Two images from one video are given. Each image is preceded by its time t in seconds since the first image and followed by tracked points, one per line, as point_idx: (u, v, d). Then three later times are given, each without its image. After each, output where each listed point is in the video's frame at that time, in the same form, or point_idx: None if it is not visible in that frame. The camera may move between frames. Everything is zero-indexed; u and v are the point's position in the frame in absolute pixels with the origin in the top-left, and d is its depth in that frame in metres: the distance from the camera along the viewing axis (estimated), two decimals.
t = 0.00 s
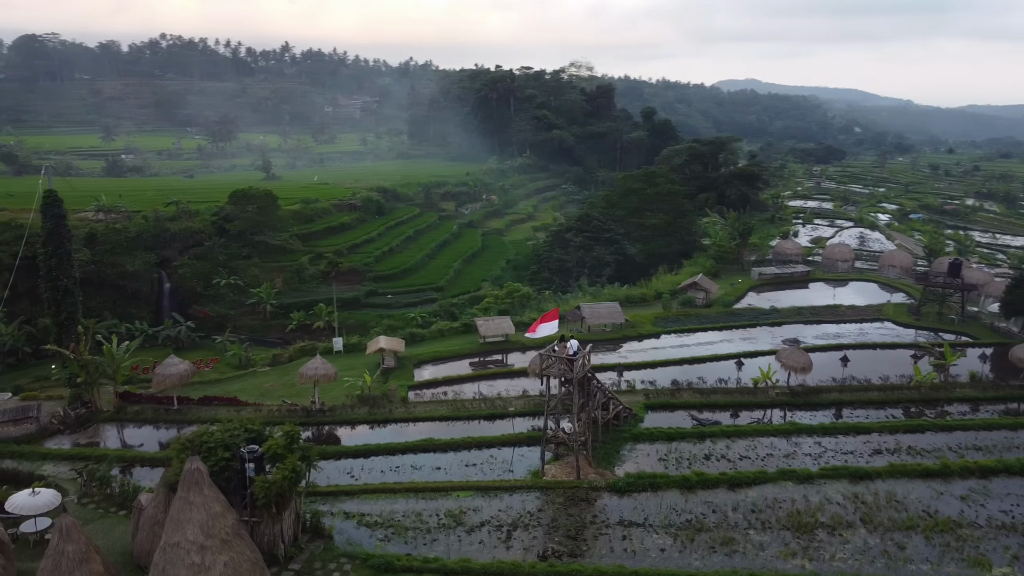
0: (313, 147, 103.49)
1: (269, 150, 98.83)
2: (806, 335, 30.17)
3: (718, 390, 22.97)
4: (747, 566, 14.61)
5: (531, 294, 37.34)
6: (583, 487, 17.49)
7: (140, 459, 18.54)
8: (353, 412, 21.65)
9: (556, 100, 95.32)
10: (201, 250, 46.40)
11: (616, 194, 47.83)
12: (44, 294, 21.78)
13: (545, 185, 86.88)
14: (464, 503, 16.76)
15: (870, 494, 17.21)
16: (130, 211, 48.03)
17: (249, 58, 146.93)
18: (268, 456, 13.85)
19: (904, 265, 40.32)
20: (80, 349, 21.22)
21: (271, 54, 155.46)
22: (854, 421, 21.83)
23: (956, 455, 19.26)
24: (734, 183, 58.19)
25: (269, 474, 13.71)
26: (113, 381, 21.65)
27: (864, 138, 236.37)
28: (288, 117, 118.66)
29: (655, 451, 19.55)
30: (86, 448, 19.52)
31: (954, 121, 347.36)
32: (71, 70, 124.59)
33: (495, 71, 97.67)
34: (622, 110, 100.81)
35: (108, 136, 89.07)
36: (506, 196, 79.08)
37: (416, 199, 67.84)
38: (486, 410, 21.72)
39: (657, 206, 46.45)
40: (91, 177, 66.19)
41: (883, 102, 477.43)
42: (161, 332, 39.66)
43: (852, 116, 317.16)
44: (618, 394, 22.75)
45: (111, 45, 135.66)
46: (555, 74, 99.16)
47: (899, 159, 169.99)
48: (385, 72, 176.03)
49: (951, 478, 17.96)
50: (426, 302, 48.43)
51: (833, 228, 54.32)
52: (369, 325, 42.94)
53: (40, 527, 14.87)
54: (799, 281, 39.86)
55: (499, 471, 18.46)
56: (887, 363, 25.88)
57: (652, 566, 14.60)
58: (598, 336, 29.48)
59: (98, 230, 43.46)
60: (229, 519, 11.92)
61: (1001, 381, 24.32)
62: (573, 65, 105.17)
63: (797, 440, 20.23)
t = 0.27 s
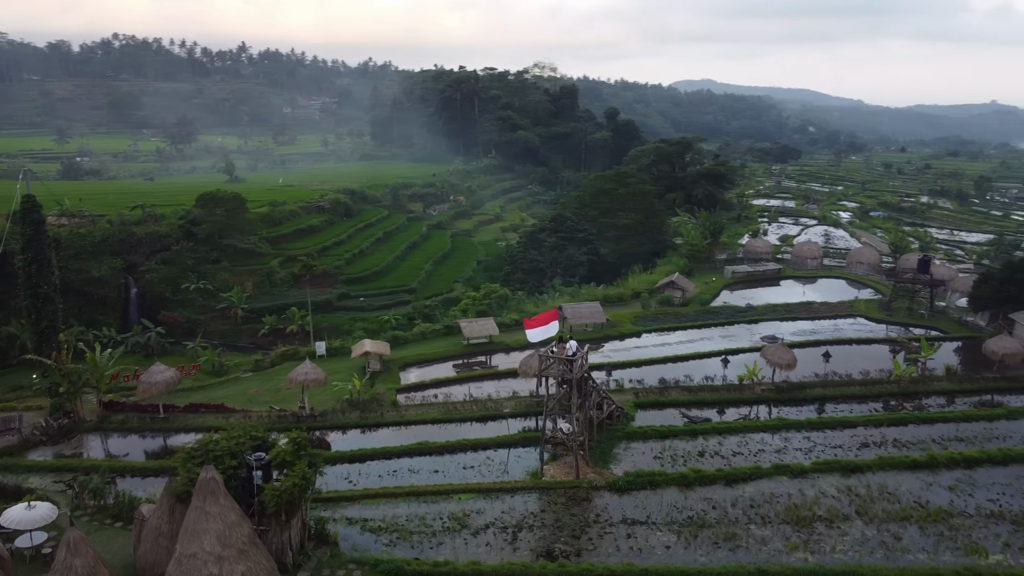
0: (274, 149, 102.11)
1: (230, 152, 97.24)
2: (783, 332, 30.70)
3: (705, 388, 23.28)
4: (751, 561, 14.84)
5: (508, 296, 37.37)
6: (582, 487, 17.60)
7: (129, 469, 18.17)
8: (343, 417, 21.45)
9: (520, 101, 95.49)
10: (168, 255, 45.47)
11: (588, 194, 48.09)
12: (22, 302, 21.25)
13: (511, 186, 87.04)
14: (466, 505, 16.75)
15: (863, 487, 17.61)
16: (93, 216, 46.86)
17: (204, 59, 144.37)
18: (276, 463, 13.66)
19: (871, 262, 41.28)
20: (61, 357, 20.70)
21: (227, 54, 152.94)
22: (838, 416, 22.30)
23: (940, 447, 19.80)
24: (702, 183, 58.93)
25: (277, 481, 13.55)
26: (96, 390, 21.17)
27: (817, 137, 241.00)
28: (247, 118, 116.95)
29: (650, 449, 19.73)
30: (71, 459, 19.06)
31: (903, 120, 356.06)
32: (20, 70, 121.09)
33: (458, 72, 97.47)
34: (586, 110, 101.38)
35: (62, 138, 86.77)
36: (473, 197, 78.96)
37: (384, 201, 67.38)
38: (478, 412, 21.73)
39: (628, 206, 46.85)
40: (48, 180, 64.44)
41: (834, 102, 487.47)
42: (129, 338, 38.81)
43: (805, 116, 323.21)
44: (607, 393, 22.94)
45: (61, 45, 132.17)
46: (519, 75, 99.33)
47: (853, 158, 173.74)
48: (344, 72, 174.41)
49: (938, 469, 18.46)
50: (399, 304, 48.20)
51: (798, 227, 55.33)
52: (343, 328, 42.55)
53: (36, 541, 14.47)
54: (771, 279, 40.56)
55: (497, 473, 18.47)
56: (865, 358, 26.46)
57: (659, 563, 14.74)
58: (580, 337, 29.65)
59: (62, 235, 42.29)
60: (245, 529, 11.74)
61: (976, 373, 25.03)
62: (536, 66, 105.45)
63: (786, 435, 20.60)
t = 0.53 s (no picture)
0: (229, 151, 100.30)
1: (184, 154, 95.20)
2: (758, 328, 31.30)
3: (690, 385, 23.63)
4: (755, 554, 15.10)
5: (483, 297, 37.35)
6: (582, 486, 17.71)
7: (119, 481, 17.73)
8: (333, 422, 21.24)
9: (479, 102, 95.44)
10: (130, 260, 44.38)
11: (557, 195, 48.32)
12: None
13: (473, 187, 87.00)
14: (469, 508, 16.74)
15: (854, 479, 18.07)
16: (51, 221, 45.46)
17: (153, 59, 141.03)
18: (285, 471, 13.47)
19: (835, 259, 42.34)
20: (39, 368, 20.07)
21: (176, 55, 149.65)
22: (821, 410, 22.82)
23: (922, 438, 20.40)
24: (665, 182, 59.65)
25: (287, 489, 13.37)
26: (76, 400, 20.56)
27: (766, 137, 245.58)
28: (200, 120, 114.68)
29: (643, 447, 19.95)
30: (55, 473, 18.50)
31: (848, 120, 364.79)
32: None
33: (417, 73, 97.00)
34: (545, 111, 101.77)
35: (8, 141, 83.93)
36: (435, 198, 78.66)
37: (347, 203, 66.73)
38: (469, 415, 21.78)
39: (597, 206, 47.18)
40: None
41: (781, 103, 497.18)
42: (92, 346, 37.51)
43: (754, 115, 329.16)
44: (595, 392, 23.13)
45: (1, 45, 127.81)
46: (478, 76, 99.26)
47: (803, 157, 177.50)
48: (296, 73, 172.04)
49: (923, 460, 19.02)
50: (369, 307, 47.84)
51: (760, 225, 56.38)
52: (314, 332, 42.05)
53: (32, 558, 14.00)
54: (739, 276, 41.29)
55: (495, 475, 18.49)
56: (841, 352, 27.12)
57: (666, 559, 14.92)
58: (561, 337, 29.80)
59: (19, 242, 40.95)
60: (264, 538, 11.56)
61: (948, 366, 25.85)
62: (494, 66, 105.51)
63: (774, 430, 21.01)
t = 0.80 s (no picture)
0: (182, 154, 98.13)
1: (135, 157, 92.85)
2: (733, 325, 31.81)
3: (676, 382, 23.92)
4: (759, 548, 15.36)
5: (457, 299, 37.26)
6: (581, 486, 17.80)
7: (109, 493, 17.29)
8: (323, 427, 20.99)
9: (438, 103, 95.02)
10: (90, 266, 42.80)
11: (526, 196, 48.37)
12: None
13: (435, 188, 86.66)
14: (471, 511, 16.72)
15: (844, 471, 18.50)
16: (5, 228, 43.95)
17: (98, 60, 137.18)
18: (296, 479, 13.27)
19: (800, 256, 43.28)
20: (18, 379, 19.32)
21: (122, 55, 145.77)
22: (803, 404, 23.30)
23: (904, 429, 20.97)
24: (629, 182, 60.22)
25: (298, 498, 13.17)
26: (57, 412, 19.90)
27: (717, 137, 249.33)
28: (150, 122, 111.98)
29: (636, 445, 20.12)
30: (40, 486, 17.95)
31: (794, 120, 372.43)
32: None
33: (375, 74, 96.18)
34: (504, 112, 101.80)
35: None
36: (397, 200, 78.12)
37: (309, 205, 65.86)
38: (460, 418, 21.79)
39: (565, 207, 47.42)
40: None
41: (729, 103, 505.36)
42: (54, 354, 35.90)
43: (705, 115, 334.04)
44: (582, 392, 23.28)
45: None
46: (437, 77, 98.85)
47: (754, 156, 180.56)
48: (247, 74, 169.07)
49: (907, 450, 19.56)
50: (338, 311, 47.34)
51: (723, 223, 57.27)
52: (284, 337, 41.45)
53: None
54: (708, 274, 41.92)
55: (494, 476, 18.49)
56: (818, 348, 27.71)
57: (672, 556, 15.08)
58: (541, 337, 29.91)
59: None
60: (284, 548, 11.37)
61: (920, 358, 26.60)
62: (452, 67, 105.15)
63: (761, 425, 21.39)
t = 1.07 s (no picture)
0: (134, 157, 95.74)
1: (85, 160, 90.22)
2: (709, 323, 32.28)
3: (661, 381, 24.21)
4: (761, 542, 15.63)
5: (432, 302, 37.09)
6: (580, 486, 17.90)
7: (100, 506, 16.87)
8: (314, 433, 20.72)
9: (398, 104, 94.41)
10: (49, 272, 39.05)
11: (495, 197, 48.39)
12: None
13: (397, 190, 86.13)
14: (475, 513, 16.70)
15: (835, 463, 18.94)
16: None
17: (41, 61, 132.91)
18: (308, 487, 13.13)
19: (766, 254, 44.12)
20: None
21: (66, 56, 141.52)
22: (785, 400, 23.77)
23: (887, 421, 21.55)
24: (594, 183, 60.65)
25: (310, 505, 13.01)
26: (39, 424, 19.32)
27: (671, 137, 252.23)
28: (98, 125, 108.98)
29: (629, 443, 20.31)
30: (26, 502, 17.41)
31: (744, 120, 378.66)
32: None
33: (333, 75, 95.14)
34: (463, 113, 101.61)
35: None
36: (359, 202, 77.38)
37: (271, 208, 64.85)
38: (452, 420, 21.75)
39: (535, 208, 47.57)
40: None
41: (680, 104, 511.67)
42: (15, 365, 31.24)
43: (657, 116, 338.08)
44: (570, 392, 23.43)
45: None
46: (395, 78, 98.20)
47: (708, 155, 183.03)
48: (197, 75, 165.55)
49: (892, 442, 20.10)
50: (307, 315, 46.75)
51: (686, 223, 58.05)
52: (254, 342, 40.77)
53: None
54: (678, 273, 42.49)
55: (492, 479, 18.49)
56: (795, 344, 28.29)
57: (679, 552, 15.26)
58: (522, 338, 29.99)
59: None
60: (307, 557, 11.24)
61: (892, 353, 27.34)
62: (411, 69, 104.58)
63: (749, 421, 21.78)
